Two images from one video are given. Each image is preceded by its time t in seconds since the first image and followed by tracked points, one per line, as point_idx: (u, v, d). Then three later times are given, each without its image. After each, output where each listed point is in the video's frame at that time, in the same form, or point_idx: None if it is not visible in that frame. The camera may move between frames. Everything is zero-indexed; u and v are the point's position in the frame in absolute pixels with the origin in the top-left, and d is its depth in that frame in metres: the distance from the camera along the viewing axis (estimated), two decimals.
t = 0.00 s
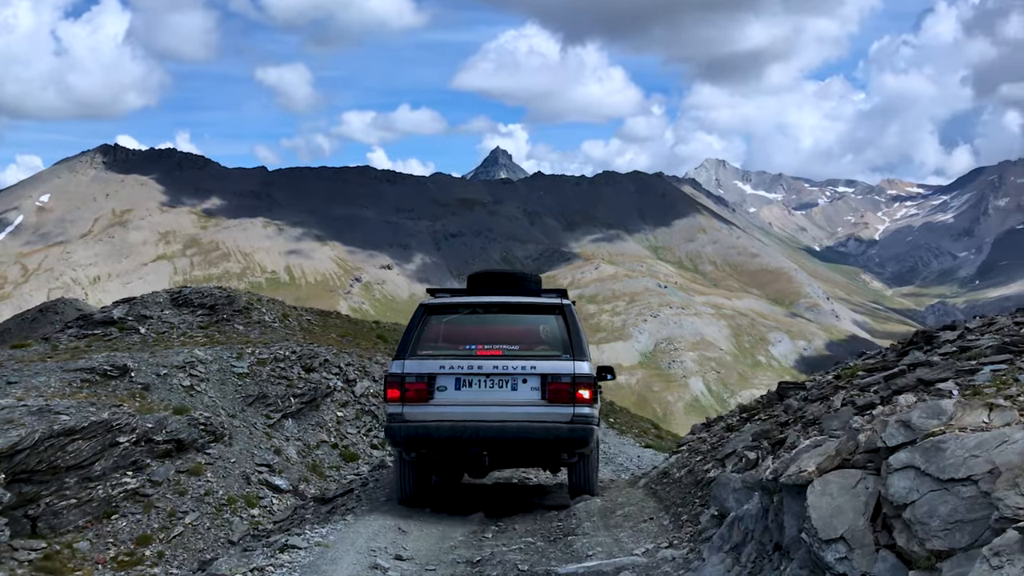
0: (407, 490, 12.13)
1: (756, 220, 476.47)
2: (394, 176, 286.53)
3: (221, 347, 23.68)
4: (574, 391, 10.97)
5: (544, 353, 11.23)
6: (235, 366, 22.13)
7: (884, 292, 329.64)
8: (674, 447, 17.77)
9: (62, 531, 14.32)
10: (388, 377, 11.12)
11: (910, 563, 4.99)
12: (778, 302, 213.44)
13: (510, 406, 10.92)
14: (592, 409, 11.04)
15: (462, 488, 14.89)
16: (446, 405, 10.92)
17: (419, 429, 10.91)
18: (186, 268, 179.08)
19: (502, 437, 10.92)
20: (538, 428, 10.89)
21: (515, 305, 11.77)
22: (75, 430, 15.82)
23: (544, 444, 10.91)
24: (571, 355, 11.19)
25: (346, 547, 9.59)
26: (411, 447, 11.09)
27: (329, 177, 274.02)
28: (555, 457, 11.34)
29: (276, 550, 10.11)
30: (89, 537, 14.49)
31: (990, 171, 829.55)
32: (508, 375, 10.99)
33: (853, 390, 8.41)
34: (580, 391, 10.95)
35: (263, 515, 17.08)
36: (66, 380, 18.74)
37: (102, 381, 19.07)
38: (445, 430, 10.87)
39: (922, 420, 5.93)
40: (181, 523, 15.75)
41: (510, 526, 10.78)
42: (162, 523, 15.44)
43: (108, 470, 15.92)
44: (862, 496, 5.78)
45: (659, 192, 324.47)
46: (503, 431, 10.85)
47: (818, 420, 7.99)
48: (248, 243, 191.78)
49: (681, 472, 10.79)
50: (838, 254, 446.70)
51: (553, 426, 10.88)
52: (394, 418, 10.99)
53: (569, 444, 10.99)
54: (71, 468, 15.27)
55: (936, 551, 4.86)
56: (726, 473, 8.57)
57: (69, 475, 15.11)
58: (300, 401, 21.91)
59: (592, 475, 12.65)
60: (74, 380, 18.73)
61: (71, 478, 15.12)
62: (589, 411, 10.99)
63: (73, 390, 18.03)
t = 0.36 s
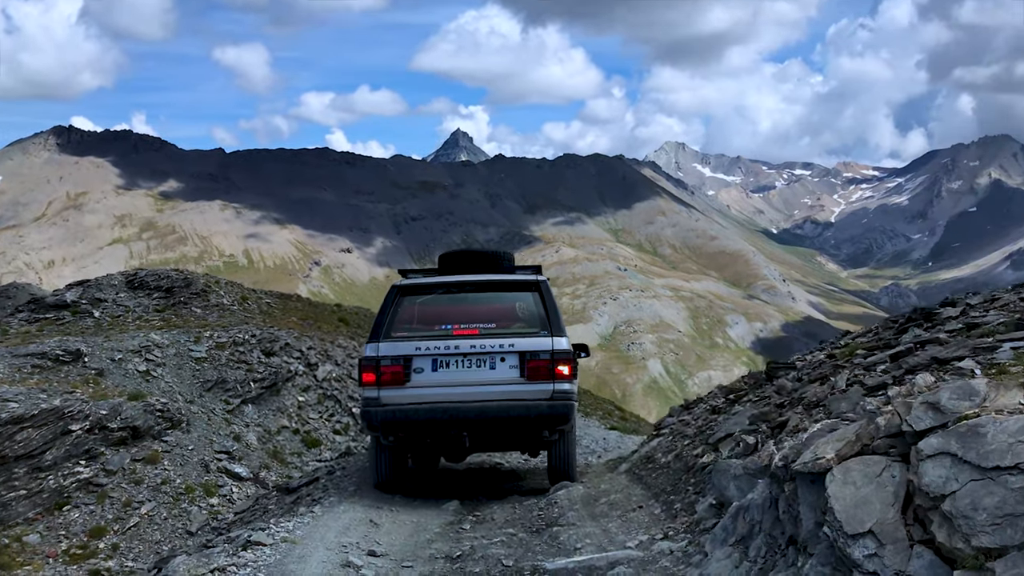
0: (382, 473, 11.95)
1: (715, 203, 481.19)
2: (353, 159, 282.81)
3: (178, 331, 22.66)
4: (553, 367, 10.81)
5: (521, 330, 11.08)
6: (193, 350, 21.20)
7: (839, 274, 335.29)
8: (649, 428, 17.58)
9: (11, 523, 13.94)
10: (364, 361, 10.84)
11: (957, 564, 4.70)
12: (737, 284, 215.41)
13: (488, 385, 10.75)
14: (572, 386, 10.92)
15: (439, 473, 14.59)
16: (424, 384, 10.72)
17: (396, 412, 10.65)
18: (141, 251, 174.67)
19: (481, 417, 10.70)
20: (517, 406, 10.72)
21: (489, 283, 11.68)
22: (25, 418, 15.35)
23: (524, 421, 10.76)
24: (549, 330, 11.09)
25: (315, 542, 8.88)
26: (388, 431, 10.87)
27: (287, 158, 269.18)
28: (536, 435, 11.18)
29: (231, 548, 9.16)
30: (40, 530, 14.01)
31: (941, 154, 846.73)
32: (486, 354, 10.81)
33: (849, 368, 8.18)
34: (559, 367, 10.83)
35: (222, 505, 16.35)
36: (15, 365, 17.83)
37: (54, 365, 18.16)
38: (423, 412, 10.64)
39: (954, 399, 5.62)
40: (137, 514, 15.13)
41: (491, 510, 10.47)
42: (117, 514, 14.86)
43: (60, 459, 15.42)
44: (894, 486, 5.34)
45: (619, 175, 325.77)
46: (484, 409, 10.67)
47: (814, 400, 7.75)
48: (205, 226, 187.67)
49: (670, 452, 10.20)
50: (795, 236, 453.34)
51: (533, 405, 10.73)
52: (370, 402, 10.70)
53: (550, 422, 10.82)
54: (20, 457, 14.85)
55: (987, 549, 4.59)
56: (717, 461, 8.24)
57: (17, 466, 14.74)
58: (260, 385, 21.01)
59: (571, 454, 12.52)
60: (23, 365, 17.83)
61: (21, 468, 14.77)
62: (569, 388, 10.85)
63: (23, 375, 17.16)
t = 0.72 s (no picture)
0: (375, 457, 11.90)
1: (695, 184, 481.42)
2: (332, 140, 279.64)
3: (154, 313, 21.89)
4: (547, 355, 10.74)
5: (514, 318, 10.96)
6: (169, 333, 20.48)
7: (818, 255, 337.19)
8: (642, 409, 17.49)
9: None
10: (354, 349, 10.75)
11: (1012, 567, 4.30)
12: (717, 266, 215.91)
13: (481, 372, 10.67)
14: (566, 373, 10.81)
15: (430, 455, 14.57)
16: (415, 372, 10.63)
17: (388, 401, 10.59)
18: (117, 234, 171.62)
19: (474, 406, 10.66)
20: (510, 396, 10.69)
21: (482, 269, 11.58)
22: None
23: (516, 411, 10.73)
24: (542, 317, 11.00)
25: (298, 539, 8.14)
26: (380, 420, 10.79)
27: (265, 139, 265.50)
28: (528, 423, 11.14)
29: (209, 542, 8.47)
30: (11, 521, 13.86)
31: (919, 135, 852.98)
32: (478, 342, 10.72)
33: (857, 353, 7.99)
34: (553, 355, 10.74)
35: (199, 492, 15.75)
36: None
37: (25, 351, 17.81)
38: (415, 401, 10.57)
39: (1000, 384, 5.18)
40: (112, 502, 14.75)
41: (484, 495, 10.33)
42: (91, 503, 14.56)
43: (31, 445, 15.41)
44: (942, 480, 4.87)
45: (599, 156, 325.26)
46: (476, 398, 10.62)
47: (821, 384, 7.58)
48: (182, 208, 184.69)
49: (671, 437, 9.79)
50: (774, 218, 455.20)
51: (527, 393, 10.68)
52: (361, 391, 10.62)
53: (544, 410, 10.78)
54: None
55: None
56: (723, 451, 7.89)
57: None
58: (239, 368, 20.26)
59: (564, 437, 12.53)
60: None
61: None
62: (563, 374, 10.78)
63: None
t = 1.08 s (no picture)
0: (375, 446, 11.39)
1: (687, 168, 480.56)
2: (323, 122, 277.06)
3: (143, 297, 21.22)
4: (552, 340, 10.19)
5: (519, 301, 10.41)
6: (158, 316, 19.86)
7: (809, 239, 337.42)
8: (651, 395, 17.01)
9: None
10: (353, 331, 10.20)
11: None
12: (709, 249, 215.13)
13: (485, 356, 10.15)
14: (574, 358, 10.25)
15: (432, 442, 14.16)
16: (418, 357, 10.10)
17: (388, 387, 10.05)
18: (106, 217, 169.57)
19: (478, 393, 10.13)
20: (516, 381, 10.13)
21: (487, 251, 11.04)
22: None
23: (524, 397, 10.17)
24: (549, 301, 10.42)
25: (293, 536, 7.61)
26: (380, 405, 10.26)
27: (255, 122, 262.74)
28: (533, 409, 10.66)
29: (194, 540, 7.79)
30: None
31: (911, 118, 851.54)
32: (483, 324, 10.18)
33: (897, 335, 7.45)
34: (560, 339, 10.17)
35: (189, 480, 15.17)
36: None
37: (9, 336, 17.18)
38: (416, 386, 10.06)
39: None
40: (98, 490, 14.20)
41: (489, 487, 9.73)
42: (76, 492, 13.97)
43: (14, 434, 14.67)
44: (1014, 481, 4.36)
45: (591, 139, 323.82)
46: (481, 384, 10.09)
47: (858, 370, 7.02)
48: (172, 191, 182.61)
49: (691, 427, 9.16)
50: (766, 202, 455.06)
51: (532, 378, 10.13)
52: (360, 373, 10.08)
53: (548, 398, 10.23)
54: None
55: None
56: (758, 444, 7.19)
57: None
58: (229, 352, 19.61)
59: (569, 428, 12.06)
60: None
61: None
62: (570, 359, 10.21)
63: None
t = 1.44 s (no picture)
0: (376, 441, 10.94)
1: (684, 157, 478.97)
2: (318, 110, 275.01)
3: (134, 284, 20.61)
4: (559, 330, 9.65)
5: (522, 291, 9.87)
6: (151, 304, 19.24)
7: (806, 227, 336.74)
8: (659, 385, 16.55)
9: None
10: (352, 323, 9.67)
11: None
12: (705, 238, 214.38)
13: (488, 348, 9.62)
14: (580, 349, 9.73)
15: (436, 435, 13.74)
16: (418, 349, 9.59)
17: (388, 380, 9.56)
18: (102, 205, 167.89)
19: (483, 389, 9.62)
20: (522, 373, 9.61)
21: (488, 239, 10.47)
22: None
23: (530, 391, 9.66)
24: (554, 290, 9.87)
25: (281, 542, 7.01)
26: (381, 399, 9.77)
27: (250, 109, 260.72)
28: (538, 404, 10.18)
29: (178, 545, 7.24)
30: None
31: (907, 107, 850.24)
32: (485, 317, 9.66)
33: (932, 324, 6.91)
34: (565, 330, 9.64)
35: (184, 472, 14.68)
36: None
37: None
38: (418, 380, 9.57)
39: None
40: (90, 481, 13.68)
41: (493, 485, 9.24)
42: (67, 483, 13.47)
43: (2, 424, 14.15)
44: None
45: (588, 127, 322.29)
46: (484, 377, 9.58)
47: (896, 363, 6.44)
48: (168, 178, 181.03)
49: (707, 421, 8.70)
50: (763, 190, 453.99)
51: (538, 371, 9.60)
52: (359, 366, 9.58)
53: (555, 391, 9.72)
54: None
55: None
56: (788, 441, 6.68)
57: None
58: (223, 341, 19.07)
59: (577, 420, 11.62)
60: None
61: None
62: (577, 351, 9.68)
63: None
